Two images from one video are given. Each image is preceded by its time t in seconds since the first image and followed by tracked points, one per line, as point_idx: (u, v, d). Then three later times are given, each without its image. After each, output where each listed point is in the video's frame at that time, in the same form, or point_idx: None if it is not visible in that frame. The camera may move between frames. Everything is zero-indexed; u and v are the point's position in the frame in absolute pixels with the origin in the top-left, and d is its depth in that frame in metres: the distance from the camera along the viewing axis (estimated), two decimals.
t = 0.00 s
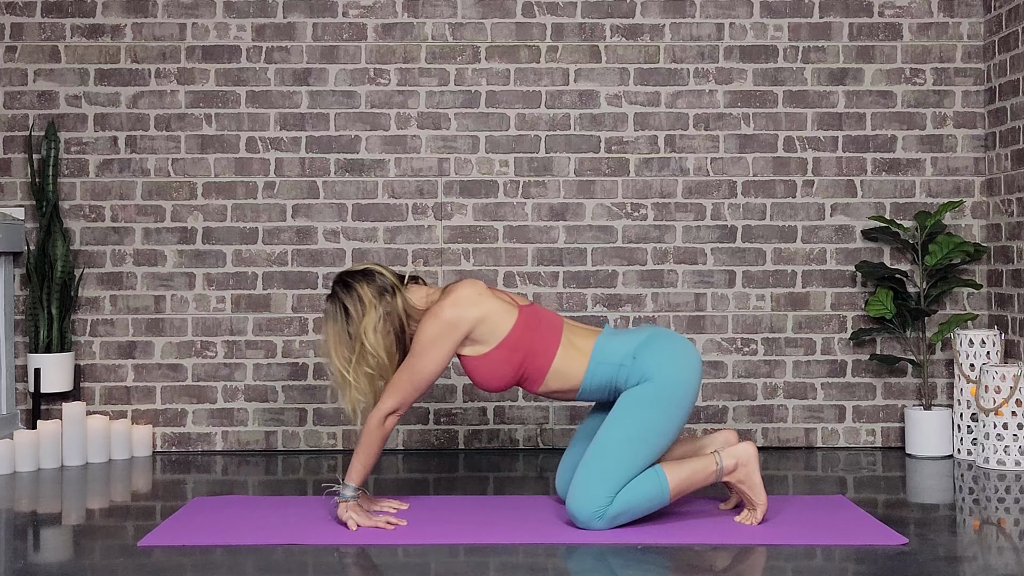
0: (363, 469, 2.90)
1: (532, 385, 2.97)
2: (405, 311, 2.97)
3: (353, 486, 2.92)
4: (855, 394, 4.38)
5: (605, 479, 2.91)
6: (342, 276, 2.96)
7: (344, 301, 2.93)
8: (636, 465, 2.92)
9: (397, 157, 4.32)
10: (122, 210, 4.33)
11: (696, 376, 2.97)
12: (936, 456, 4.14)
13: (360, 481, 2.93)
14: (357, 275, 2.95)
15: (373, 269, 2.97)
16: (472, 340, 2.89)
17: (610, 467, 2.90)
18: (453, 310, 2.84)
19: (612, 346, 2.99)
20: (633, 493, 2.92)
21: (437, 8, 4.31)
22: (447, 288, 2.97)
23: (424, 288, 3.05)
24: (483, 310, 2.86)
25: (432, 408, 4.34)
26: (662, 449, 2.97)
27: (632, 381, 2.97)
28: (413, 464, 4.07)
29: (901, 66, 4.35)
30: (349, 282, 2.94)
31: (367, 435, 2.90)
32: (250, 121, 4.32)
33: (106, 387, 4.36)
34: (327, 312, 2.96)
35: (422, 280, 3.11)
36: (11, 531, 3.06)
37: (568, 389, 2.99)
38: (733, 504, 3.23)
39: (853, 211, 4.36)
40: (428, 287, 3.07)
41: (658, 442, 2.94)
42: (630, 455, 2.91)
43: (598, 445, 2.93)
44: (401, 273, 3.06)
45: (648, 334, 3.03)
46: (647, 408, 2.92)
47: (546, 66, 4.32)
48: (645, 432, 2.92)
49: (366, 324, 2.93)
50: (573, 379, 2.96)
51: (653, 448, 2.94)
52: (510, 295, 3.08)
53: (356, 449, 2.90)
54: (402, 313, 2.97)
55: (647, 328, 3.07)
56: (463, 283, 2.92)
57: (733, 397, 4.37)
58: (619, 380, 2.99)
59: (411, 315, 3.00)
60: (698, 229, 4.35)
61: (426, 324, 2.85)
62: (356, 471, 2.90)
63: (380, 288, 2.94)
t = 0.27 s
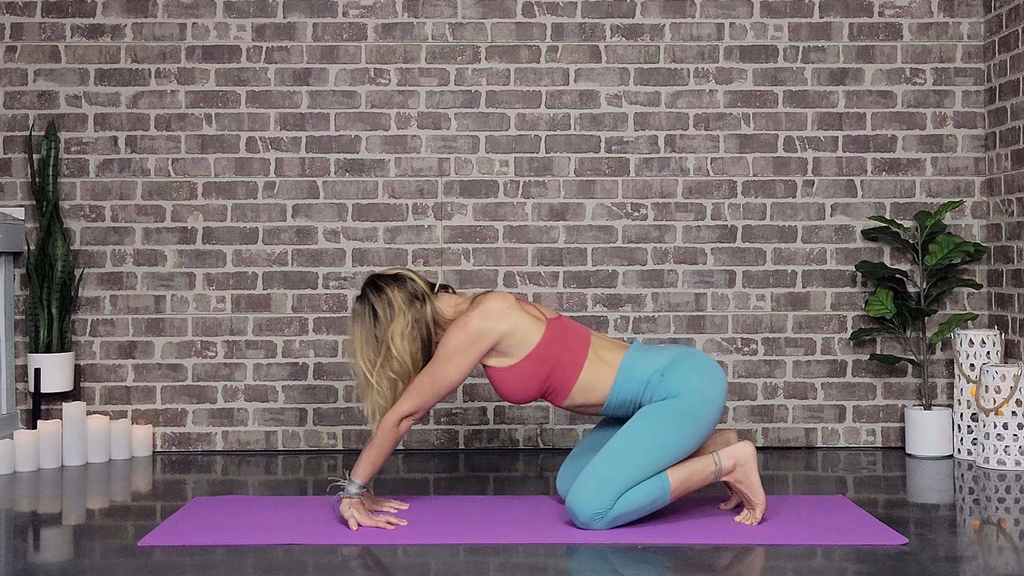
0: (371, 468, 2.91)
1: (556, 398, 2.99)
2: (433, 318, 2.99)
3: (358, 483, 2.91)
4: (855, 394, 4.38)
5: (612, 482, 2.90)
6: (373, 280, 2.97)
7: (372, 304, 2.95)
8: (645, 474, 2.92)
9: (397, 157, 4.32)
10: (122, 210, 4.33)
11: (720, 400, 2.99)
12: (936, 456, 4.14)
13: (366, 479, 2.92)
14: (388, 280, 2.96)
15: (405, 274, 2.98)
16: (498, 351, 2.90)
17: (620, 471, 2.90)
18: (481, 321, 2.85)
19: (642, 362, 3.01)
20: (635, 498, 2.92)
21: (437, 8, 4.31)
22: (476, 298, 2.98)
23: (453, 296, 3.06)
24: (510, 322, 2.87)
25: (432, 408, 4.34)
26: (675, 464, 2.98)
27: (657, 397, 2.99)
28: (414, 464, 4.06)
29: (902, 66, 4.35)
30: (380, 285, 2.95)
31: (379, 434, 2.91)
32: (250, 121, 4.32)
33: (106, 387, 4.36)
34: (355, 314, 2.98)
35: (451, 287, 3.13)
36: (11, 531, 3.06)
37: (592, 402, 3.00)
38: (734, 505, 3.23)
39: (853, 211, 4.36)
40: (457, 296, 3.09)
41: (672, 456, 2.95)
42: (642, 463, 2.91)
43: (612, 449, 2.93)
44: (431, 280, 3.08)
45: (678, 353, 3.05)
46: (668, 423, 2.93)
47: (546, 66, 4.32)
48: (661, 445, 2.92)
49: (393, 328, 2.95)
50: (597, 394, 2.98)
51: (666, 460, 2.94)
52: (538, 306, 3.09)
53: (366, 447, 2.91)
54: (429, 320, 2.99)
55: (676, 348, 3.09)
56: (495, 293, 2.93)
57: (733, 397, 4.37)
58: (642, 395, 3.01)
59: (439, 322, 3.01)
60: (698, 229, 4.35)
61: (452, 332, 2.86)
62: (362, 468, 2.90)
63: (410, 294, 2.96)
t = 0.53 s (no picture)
0: (376, 469, 2.90)
1: (570, 405, 3.00)
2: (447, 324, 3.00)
3: (363, 482, 2.90)
4: (855, 394, 4.38)
5: (619, 480, 2.90)
6: (388, 284, 2.99)
7: (387, 308, 2.96)
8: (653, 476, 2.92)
9: (397, 157, 4.32)
10: (122, 210, 4.33)
11: (733, 411, 3.01)
12: (936, 456, 4.14)
13: (369, 479, 2.91)
14: (403, 284, 2.98)
15: (420, 279, 3.00)
16: (511, 358, 2.92)
17: (629, 470, 2.90)
18: (496, 327, 2.87)
19: (658, 370, 3.03)
20: (638, 498, 2.92)
21: (437, 8, 4.31)
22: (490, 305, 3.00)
23: (466, 303, 3.08)
24: (525, 329, 2.89)
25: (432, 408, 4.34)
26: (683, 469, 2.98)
27: (671, 404, 3.00)
28: (414, 464, 4.06)
29: (902, 66, 4.35)
30: (396, 289, 2.96)
31: (386, 435, 2.90)
32: (250, 121, 4.32)
33: (106, 387, 4.36)
34: (369, 317, 2.98)
35: (464, 294, 3.15)
36: (12, 531, 3.06)
37: (605, 410, 3.02)
38: (735, 505, 3.23)
39: (853, 211, 4.36)
40: (469, 303, 3.10)
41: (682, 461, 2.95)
42: (650, 465, 2.91)
43: (621, 450, 2.93)
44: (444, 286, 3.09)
45: (693, 363, 3.07)
46: (680, 428, 2.94)
47: (546, 66, 4.32)
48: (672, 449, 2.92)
49: (407, 333, 2.96)
50: (610, 401, 3.00)
51: (675, 464, 2.94)
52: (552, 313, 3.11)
53: (372, 448, 2.90)
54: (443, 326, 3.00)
55: (691, 357, 3.11)
56: (510, 300, 2.95)
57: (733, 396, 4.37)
58: (655, 401, 3.02)
59: (452, 328, 3.03)
60: (698, 229, 4.35)
61: (466, 337, 2.88)
62: (366, 468, 2.89)
63: (425, 299, 2.97)
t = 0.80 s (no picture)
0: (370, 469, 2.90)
1: (549, 391, 2.99)
2: (423, 313, 2.98)
3: (358, 483, 2.90)
4: (855, 394, 4.38)
5: (614, 478, 2.91)
6: (362, 276, 2.98)
7: (362, 300, 2.94)
8: (644, 469, 2.93)
9: (397, 157, 4.32)
10: (122, 210, 4.33)
11: (711, 389, 3.01)
12: (936, 456, 4.14)
13: (365, 480, 2.91)
14: (377, 275, 2.96)
15: (394, 270, 2.99)
16: (488, 345, 2.91)
17: (621, 467, 2.91)
18: (471, 315, 2.85)
19: (634, 353, 3.01)
20: (637, 495, 2.92)
21: (437, 8, 4.31)
22: (466, 293, 2.98)
23: (442, 291, 3.06)
24: (500, 317, 2.87)
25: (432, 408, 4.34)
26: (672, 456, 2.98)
27: (650, 390, 3.00)
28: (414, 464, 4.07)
29: (901, 66, 4.35)
30: (370, 282, 2.95)
31: (376, 435, 2.90)
32: (250, 121, 4.32)
33: (106, 387, 4.36)
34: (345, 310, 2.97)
35: (441, 284, 3.13)
36: (11, 531, 3.06)
37: (584, 395, 3.01)
38: (734, 505, 3.22)
39: (853, 211, 4.36)
40: (447, 291, 3.08)
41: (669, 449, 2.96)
42: (642, 459, 2.92)
43: (609, 447, 2.93)
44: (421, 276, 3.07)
45: (666, 344, 3.06)
46: (663, 416, 2.94)
47: (546, 66, 4.32)
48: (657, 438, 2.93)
49: (384, 325, 2.94)
50: (588, 387, 2.98)
51: (663, 454, 2.95)
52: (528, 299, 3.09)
53: (365, 450, 2.90)
54: (419, 316, 2.98)
55: (664, 339, 3.10)
56: (485, 288, 2.93)
57: (733, 397, 4.37)
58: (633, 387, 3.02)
59: (429, 318, 3.01)
60: (698, 229, 4.35)
61: (442, 327, 2.86)
62: (361, 470, 2.89)
63: (400, 289, 2.96)
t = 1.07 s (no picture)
0: (358, 470, 2.90)
1: (511, 376, 2.98)
2: (383, 302, 2.96)
3: (350, 488, 2.91)
4: (855, 394, 4.38)
5: (600, 475, 2.91)
6: (321, 265, 2.95)
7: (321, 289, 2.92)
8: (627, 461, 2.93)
9: (397, 157, 4.32)
10: (122, 210, 4.33)
11: (674, 364, 2.99)
12: (936, 456, 4.14)
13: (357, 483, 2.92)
14: (336, 264, 2.94)
15: (353, 259, 2.96)
16: (450, 333, 2.89)
17: (606, 463, 2.91)
18: (431, 302, 2.83)
19: (595, 336, 2.99)
20: (629, 491, 2.93)
21: (437, 8, 4.31)
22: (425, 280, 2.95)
23: (402, 279, 3.03)
24: (460, 303, 2.85)
25: (432, 408, 4.34)
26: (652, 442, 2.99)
27: (615, 373, 2.98)
28: (413, 464, 4.06)
29: (901, 66, 4.35)
30: (328, 272, 2.92)
31: (358, 435, 2.89)
32: (250, 121, 4.32)
33: (106, 387, 4.36)
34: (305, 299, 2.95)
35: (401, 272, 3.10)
36: (11, 531, 3.05)
37: (546, 381, 2.99)
38: (732, 505, 3.22)
39: (853, 211, 4.36)
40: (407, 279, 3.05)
41: (647, 435, 2.96)
42: (623, 451, 2.92)
43: (590, 445, 2.94)
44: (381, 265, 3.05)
45: (625, 325, 3.04)
46: (633, 401, 2.94)
47: (546, 66, 4.32)
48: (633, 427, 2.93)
49: (344, 315, 2.92)
50: (550, 372, 2.96)
51: (641, 443, 2.95)
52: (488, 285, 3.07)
53: (349, 451, 2.89)
54: (380, 305, 2.96)
55: (623, 319, 3.08)
56: (444, 275, 2.91)
57: (733, 397, 4.37)
58: (599, 372, 3.00)
59: (389, 306, 2.98)
60: (698, 230, 4.35)
61: (404, 316, 2.84)
62: (351, 473, 2.90)
63: (359, 278, 2.93)
